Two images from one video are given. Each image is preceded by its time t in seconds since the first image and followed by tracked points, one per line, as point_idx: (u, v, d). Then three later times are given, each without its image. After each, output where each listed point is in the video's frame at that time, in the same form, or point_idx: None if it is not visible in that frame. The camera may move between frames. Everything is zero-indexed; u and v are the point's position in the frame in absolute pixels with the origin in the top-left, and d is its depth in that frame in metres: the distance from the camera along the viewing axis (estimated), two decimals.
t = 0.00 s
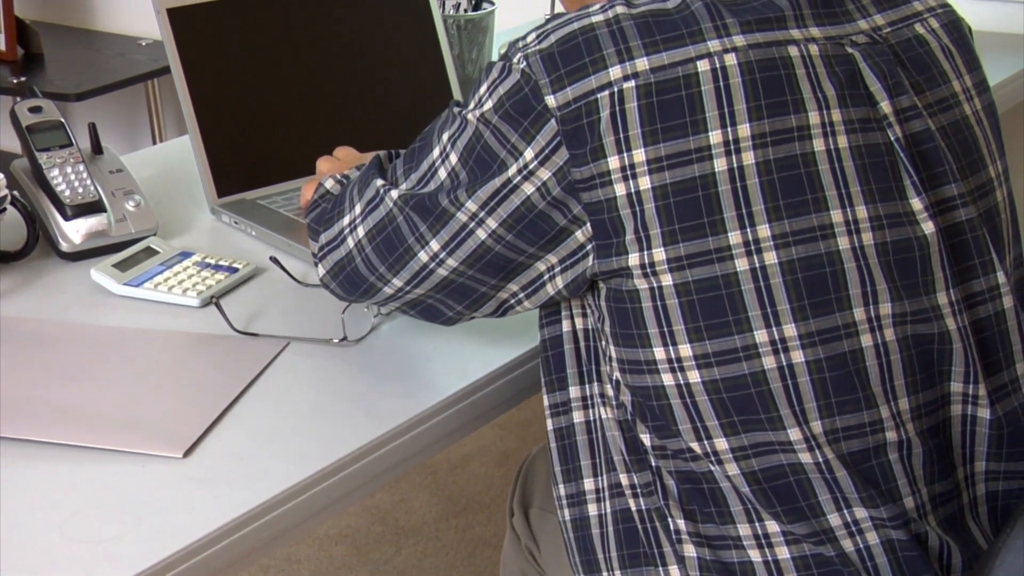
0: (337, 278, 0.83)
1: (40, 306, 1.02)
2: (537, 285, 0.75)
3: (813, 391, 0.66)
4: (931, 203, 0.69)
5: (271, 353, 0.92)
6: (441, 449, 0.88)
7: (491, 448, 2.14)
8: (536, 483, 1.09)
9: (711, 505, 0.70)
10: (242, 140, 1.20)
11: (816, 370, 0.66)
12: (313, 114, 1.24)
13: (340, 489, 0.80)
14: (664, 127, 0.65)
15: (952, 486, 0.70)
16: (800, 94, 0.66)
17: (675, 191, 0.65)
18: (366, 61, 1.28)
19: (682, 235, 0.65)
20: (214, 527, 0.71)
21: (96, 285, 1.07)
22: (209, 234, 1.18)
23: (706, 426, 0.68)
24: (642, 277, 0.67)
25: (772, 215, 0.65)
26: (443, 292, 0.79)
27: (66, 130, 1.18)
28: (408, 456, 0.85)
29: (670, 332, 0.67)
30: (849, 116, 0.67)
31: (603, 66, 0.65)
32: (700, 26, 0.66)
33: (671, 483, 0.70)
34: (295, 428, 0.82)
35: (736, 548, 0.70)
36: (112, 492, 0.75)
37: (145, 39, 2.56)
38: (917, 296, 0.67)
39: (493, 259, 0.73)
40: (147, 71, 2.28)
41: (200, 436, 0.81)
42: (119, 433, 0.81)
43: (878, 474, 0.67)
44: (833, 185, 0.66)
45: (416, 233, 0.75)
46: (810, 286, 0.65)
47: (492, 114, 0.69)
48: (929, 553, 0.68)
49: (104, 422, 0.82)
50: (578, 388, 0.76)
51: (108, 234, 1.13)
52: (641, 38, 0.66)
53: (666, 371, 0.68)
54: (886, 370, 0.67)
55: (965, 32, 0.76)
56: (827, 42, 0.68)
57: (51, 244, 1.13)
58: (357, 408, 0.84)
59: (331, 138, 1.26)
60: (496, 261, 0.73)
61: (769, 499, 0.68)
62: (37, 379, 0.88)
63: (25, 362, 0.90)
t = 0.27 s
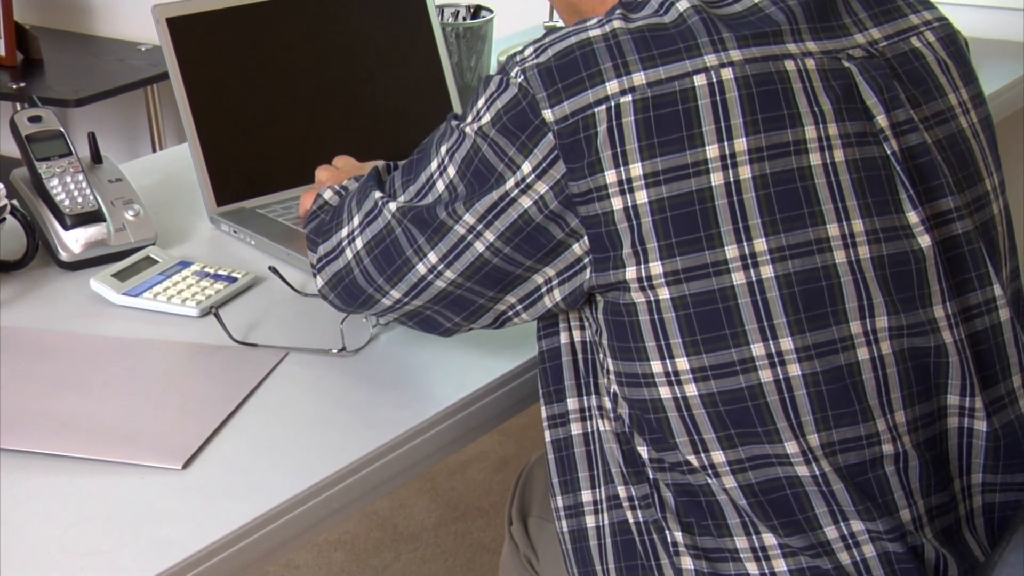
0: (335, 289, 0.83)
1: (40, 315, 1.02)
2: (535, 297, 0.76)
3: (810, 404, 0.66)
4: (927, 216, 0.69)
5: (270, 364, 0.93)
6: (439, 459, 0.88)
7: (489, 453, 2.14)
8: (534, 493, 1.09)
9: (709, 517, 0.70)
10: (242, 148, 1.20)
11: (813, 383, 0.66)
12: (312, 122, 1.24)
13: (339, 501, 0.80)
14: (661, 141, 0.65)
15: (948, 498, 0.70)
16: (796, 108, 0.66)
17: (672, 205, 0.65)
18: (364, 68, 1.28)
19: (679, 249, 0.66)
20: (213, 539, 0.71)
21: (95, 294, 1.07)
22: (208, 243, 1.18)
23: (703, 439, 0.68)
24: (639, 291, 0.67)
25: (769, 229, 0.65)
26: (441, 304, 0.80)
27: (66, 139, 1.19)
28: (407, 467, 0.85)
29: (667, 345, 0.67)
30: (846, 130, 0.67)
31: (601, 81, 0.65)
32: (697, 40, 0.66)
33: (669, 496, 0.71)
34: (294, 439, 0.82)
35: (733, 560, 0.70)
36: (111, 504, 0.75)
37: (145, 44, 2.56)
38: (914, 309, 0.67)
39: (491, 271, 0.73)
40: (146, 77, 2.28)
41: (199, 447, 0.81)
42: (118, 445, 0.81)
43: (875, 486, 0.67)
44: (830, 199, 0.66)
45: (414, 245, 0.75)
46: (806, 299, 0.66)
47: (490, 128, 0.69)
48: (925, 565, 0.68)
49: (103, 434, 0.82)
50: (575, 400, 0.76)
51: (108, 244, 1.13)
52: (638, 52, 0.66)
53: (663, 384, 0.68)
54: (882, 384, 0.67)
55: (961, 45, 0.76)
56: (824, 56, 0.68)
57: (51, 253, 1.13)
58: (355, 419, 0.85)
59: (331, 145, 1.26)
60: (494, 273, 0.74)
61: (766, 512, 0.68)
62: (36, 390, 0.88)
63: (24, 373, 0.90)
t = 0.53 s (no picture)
0: (334, 301, 0.83)
1: (40, 326, 1.02)
2: (534, 310, 0.76)
3: (808, 419, 0.66)
4: (925, 231, 0.69)
5: (270, 375, 0.93)
6: (439, 472, 0.88)
7: (489, 459, 2.14)
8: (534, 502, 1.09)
9: (706, 532, 0.71)
10: (241, 158, 1.20)
11: (811, 399, 0.66)
12: (310, 132, 1.24)
13: (339, 514, 0.80)
14: (659, 156, 0.65)
15: (945, 512, 0.71)
16: (793, 123, 0.67)
17: (670, 220, 0.66)
18: (361, 78, 1.29)
19: (677, 265, 0.66)
20: (213, 552, 0.71)
21: (95, 305, 1.07)
22: (207, 253, 1.18)
23: (701, 453, 0.68)
24: (637, 306, 0.67)
25: (767, 244, 0.66)
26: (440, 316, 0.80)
27: (66, 149, 1.19)
28: (406, 480, 0.85)
29: (665, 360, 0.67)
30: (843, 145, 0.67)
31: (599, 97, 0.65)
32: (695, 56, 0.66)
33: (667, 511, 0.72)
34: (293, 452, 0.82)
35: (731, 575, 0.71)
36: (111, 517, 0.75)
37: (145, 50, 2.57)
38: (911, 324, 0.68)
39: (490, 284, 0.74)
40: (146, 83, 2.28)
41: (199, 460, 0.81)
42: (118, 457, 0.81)
43: (872, 500, 0.68)
44: (827, 215, 0.66)
45: (413, 258, 0.75)
46: (804, 314, 0.66)
47: (489, 142, 0.69)
48: None
49: (103, 447, 0.82)
50: (574, 413, 0.76)
51: (108, 254, 1.13)
52: (636, 68, 0.66)
53: (661, 399, 0.68)
54: (880, 399, 0.67)
55: (958, 59, 0.77)
56: (822, 72, 0.68)
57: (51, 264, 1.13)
58: (354, 432, 0.85)
59: (330, 155, 1.26)
60: (493, 287, 0.74)
61: (764, 527, 0.69)
62: (37, 403, 0.88)
63: (24, 385, 0.91)
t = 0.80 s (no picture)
0: (333, 317, 0.83)
1: (41, 340, 1.03)
2: (533, 327, 0.76)
3: (806, 437, 0.67)
4: (922, 249, 0.69)
5: (270, 390, 0.93)
6: (438, 487, 0.89)
7: (489, 467, 2.14)
8: (534, 514, 1.10)
9: (705, 549, 0.71)
10: (241, 171, 1.20)
11: (809, 417, 0.66)
12: (310, 144, 1.25)
13: (339, 530, 0.80)
14: (658, 176, 0.66)
15: (943, 529, 0.71)
16: (791, 142, 0.67)
17: (669, 240, 0.66)
18: (361, 91, 1.29)
19: (676, 284, 0.66)
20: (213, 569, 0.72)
21: (96, 318, 1.07)
22: (208, 265, 1.19)
23: (700, 471, 0.69)
24: (636, 325, 0.67)
25: (764, 263, 0.66)
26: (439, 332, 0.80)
27: (67, 162, 1.19)
28: (406, 496, 0.85)
29: (663, 379, 0.68)
30: (841, 164, 0.68)
31: (597, 116, 0.66)
32: (693, 76, 0.66)
33: (666, 528, 0.72)
34: (293, 468, 0.82)
35: None
36: (112, 534, 0.75)
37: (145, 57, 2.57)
38: (909, 342, 0.68)
39: (488, 301, 0.74)
40: (147, 92, 2.28)
41: (199, 476, 0.82)
42: (119, 473, 0.81)
43: (870, 517, 0.68)
44: (825, 233, 0.67)
45: (412, 275, 0.75)
46: (802, 333, 0.66)
47: (487, 161, 0.69)
48: None
49: (104, 463, 0.82)
50: (573, 430, 0.76)
51: (108, 267, 1.13)
52: (634, 87, 0.66)
53: (660, 418, 0.68)
54: (878, 417, 0.67)
55: (955, 76, 0.77)
56: (819, 91, 0.69)
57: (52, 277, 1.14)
58: (353, 448, 0.85)
59: (331, 166, 1.27)
60: (492, 304, 0.74)
61: (763, 544, 0.70)
62: (38, 418, 0.88)
63: (25, 400, 0.91)
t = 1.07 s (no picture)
0: (331, 330, 0.83)
1: (41, 350, 1.03)
2: (530, 340, 0.76)
3: (803, 452, 0.67)
4: (918, 263, 0.70)
5: (269, 401, 0.93)
6: (437, 498, 0.89)
7: (489, 472, 2.14)
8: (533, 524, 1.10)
9: (703, 563, 0.71)
10: (241, 180, 1.21)
11: (805, 431, 0.67)
12: (310, 152, 1.25)
13: (337, 543, 0.80)
14: (654, 191, 0.66)
15: (940, 542, 0.71)
16: (787, 156, 0.67)
17: (665, 254, 0.66)
18: (361, 99, 1.29)
19: (672, 298, 0.66)
20: None
21: (96, 328, 1.08)
22: (208, 274, 1.19)
23: (697, 485, 0.69)
24: (632, 339, 0.68)
25: (760, 278, 0.66)
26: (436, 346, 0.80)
27: (67, 172, 1.20)
28: (405, 508, 0.85)
29: (660, 393, 0.68)
30: (836, 178, 0.68)
31: (594, 131, 0.66)
32: (689, 91, 0.67)
33: (663, 541, 0.73)
34: (292, 480, 0.83)
35: None
36: (111, 546, 0.76)
37: (146, 62, 2.58)
38: (905, 355, 0.68)
39: (485, 315, 0.74)
40: (147, 97, 2.29)
41: (199, 488, 0.82)
42: (118, 485, 0.81)
43: (866, 531, 0.68)
44: (821, 248, 0.67)
45: (409, 289, 0.76)
46: (798, 347, 0.66)
47: (484, 176, 0.70)
48: None
49: (104, 474, 0.83)
50: (571, 443, 0.77)
51: (109, 276, 1.14)
52: (630, 102, 0.66)
53: (656, 432, 0.69)
54: (874, 430, 0.67)
55: (951, 89, 0.77)
56: (815, 105, 0.69)
57: (53, 287, 1.14)
58: (352, 460, 0.85)
59: (330, 175, 1.27)
60: (488, 318, 0.74)
61: (760, 558, 0.70)
62: (38, 429, 0.89)
63: (26, 411, 0.91)
